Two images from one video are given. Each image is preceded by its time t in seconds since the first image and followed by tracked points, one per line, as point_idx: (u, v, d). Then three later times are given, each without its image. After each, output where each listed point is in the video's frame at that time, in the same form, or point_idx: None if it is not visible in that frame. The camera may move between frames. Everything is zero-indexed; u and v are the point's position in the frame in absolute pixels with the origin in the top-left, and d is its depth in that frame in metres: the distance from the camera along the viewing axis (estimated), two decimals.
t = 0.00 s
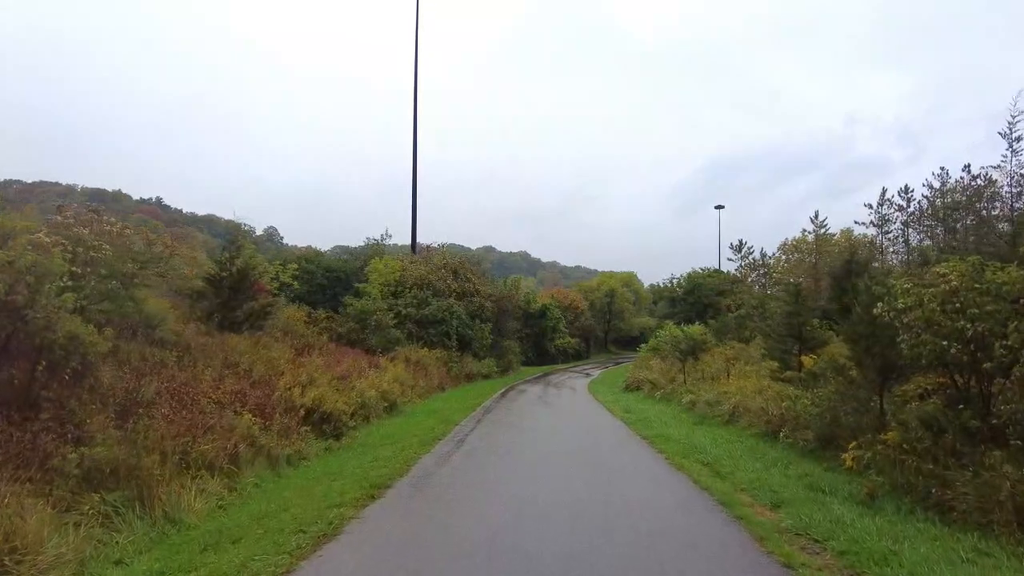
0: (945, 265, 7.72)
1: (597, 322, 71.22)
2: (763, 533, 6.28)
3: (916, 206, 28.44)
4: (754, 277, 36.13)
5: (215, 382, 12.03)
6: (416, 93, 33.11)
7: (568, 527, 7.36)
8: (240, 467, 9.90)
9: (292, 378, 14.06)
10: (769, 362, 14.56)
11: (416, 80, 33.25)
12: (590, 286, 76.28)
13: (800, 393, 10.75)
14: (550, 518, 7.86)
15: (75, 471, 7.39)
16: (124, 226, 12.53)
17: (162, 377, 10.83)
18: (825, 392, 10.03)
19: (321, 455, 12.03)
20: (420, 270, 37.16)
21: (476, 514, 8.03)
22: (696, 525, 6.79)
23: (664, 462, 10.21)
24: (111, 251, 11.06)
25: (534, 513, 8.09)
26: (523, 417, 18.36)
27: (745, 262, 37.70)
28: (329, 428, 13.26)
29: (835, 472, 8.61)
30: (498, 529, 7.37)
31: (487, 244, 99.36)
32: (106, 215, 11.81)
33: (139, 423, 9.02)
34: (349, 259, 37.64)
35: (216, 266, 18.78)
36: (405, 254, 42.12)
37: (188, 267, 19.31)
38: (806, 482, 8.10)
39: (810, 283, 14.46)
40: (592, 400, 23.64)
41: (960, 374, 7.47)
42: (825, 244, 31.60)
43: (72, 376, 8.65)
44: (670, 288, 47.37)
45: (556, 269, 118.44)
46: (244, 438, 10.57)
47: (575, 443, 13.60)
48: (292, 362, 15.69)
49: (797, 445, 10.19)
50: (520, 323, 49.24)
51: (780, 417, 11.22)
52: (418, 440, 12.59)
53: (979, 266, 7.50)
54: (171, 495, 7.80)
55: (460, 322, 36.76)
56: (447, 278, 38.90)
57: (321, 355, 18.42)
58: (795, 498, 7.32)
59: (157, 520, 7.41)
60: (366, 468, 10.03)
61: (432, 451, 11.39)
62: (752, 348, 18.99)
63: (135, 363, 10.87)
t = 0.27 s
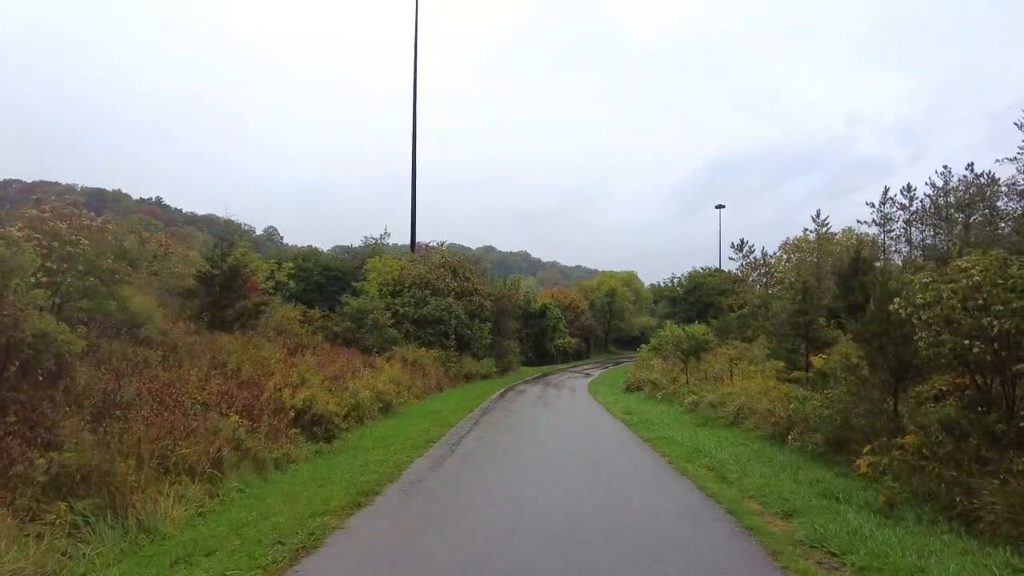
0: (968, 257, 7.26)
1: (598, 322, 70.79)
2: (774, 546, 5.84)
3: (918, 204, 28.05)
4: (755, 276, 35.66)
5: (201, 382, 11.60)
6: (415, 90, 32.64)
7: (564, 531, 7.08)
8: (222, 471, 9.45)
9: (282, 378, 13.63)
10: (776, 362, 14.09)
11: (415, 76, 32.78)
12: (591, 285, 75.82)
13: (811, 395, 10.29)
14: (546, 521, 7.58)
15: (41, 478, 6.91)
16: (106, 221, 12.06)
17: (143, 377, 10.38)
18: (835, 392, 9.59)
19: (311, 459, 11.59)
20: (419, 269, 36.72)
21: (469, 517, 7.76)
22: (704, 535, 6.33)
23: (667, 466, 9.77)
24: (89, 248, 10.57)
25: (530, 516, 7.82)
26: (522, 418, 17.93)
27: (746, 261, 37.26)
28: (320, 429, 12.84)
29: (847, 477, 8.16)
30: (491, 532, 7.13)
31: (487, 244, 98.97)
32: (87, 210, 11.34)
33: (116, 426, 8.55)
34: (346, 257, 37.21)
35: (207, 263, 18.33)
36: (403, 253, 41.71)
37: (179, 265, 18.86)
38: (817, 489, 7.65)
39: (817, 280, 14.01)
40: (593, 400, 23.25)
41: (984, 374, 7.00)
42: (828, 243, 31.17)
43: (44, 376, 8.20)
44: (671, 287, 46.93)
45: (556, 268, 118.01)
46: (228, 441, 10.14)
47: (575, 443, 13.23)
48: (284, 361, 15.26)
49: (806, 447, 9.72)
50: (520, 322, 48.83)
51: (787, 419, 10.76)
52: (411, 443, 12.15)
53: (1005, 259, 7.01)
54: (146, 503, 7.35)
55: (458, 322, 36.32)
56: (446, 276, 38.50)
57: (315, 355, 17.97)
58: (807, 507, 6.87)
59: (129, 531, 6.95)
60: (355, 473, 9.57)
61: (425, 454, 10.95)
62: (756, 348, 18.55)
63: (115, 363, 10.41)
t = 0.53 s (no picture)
0: (993, 252, 6.80)
1: (599, 321, 70.31)
2: (791, 563, 5.38)
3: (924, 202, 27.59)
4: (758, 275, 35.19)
5: (186, 384, 11.16)
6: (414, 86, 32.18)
7: (562, 541, 6.78)
8: (206, 478, 9.00)
9: (273, 380, 13.18)
10: (783, 363, 13.63)
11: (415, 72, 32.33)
12: (592, 285, 75.37)
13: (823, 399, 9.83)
14: (543, 530, 7.28)
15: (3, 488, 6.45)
16: (89, 217, 11.61)
17: (124, 379, 9.93)
18: (849, 396, 9.12)
19: (300, 464, 11.13)
20: (418, 269, 36.28)
21: (463, 525, 7.47)
22: (713, 551, 5.87)
23: (671, 473, 9.29)
24: (67, 243, 10.12)
25: (527, 526, 7.52)
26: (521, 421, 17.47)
27: (749, 261, 36.79)
28: (311, 433, 12.39)
29: (864, 486, 7.69)
30: (484, 541, 6.84)
31: (487, 243, 98.57)
32: (67, 205, 10.89)
33: (90, 432, 8.08)
34: (344, 257, 36.77)
35: (198, 262, 17.90)
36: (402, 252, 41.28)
37: (170, 263, 18.42)
38: (833, 499, 7.19)
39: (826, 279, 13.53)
40: (594, 401, 22.80)
41: (1012, 376, 6.55)
42: (833, 242, 30.72)
43: (13, 379, 7.74)
44: (673, 286, 46.46)
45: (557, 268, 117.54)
46: (212, 446, 9.68)
47: (576, 448, 12.80)
48: (275, 362, 14.81)
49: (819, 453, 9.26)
50: (520, 322, 48.38)
51: (798, 423, 10.30)
52: (405, 447, 11.68)
53: None
54: (119, 515, 6.88)
55: (458, 321, 35.86)
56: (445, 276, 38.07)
57: (309, 355, 17.51)
58: (824, 519, 6.41)
59: (99, 546, 6.49)
60: (345, 480, 9.12)
61: (419, 460, 10.50)
62: (762, 348, 18.09)
63: (94, 364, 9.95)
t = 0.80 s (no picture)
0: None
1: (603, 321, 69.87)
2: None
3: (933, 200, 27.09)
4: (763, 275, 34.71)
5: (175, 387, 10.76)
6: (416, 84, 31.79)
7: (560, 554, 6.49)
8: (191, 487, 8.58)
9: (266, 382, 12.76)
10: (794, 365, 13.17)
11: (417, 70, 31.94)
12: (596, 285, 74.93)
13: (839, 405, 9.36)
14: (544, 538, 7.04)
15: None
16: (72, 214, 11.21)
17: (106, 382, 9.53)
18: (868, 401, 8.62)
19: (292, 471, 10.69)
20: (419, 269, 35.88)
21: (460, 535, 7.14)
22: (725, 569, 5.45)
23: (679, 482, 8.84)
24: (46, 242, 9.72)
25: (526, 535, 7.22)
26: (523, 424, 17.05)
27: (754, 260, 36.30)
28: (305, 438, 11.97)
29: (886, 498, 7.21)
30: (480, 551, 6.58)
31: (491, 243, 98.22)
32: (47, 202, 10.49)
33: (66, 439, 7.65)
34: (344, 256, 36.39)
35: (192, 261, 17.52)
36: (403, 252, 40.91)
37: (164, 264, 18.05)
38: (853, 512, 6.73)
39: (838, 279, 13.04)
40: (598, 403, 22.36)
41: None
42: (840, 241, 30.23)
43: None
44: (678, 286, 45.99)
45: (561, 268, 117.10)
46: (198, 452, 9.27)
47: (579, 451, 12.39)
48: (269, 364, 14.41)
49: (836, 461, 8.79)
50: (524, 323, 47.96)
51: (812, 429, 9.84)
52: (402, 453, 11.25)
53: None
54: (93, 528, 6.46)
55: (460, 322, 35.45)
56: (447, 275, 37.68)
57: (306, 357, 17.10)
58: (846, 536, 5.95)
59: (70, 563, 6.06)
60: (336, 489, 8.70)
61: (415, 467, 10.09)
62: (770, 349, 17.62)
63: (76, 368, 9.54)
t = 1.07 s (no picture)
0: None
1: (606, 321, 69.35)
2: None
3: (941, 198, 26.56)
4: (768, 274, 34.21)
5: (159, 387, 10.30)
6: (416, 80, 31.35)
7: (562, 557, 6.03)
8: (172, 493, 8.11)
9: (256, 383, 12.29)
10: (806, 365, 12.65)
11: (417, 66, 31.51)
12: (599, 284, 74.41)
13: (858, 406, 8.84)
14: (544, 543, 6.53)
15: None
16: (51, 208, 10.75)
17: (85, 382, 9.06)
18: (890, 404, 8.10)
19: (282, 475, 10.21)
20: (420, 267, 35.43)
21: (455, 539, 6.74)
22: None
23: (688, 488, 8.35)
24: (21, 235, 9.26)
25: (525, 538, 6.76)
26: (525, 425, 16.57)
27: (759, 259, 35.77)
28: (296, 441, 11.50)
29: (913, 508, 6.70)
30: (477, 555, 6.13)
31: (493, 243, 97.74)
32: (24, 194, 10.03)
33: (35, 442, 7.18)
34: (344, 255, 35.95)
35: (184, 259, 17.06)
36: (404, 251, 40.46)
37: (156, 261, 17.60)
38: (879, 524, 6.23)
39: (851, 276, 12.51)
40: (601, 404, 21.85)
41: None
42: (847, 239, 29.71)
43: None
44: (682, 285, 45.47)
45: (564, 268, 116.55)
46: (180, 456, 8.81)
47: (582, 452, 11.95)
48: (261, 363, 13.93)
49: (855, 467, 8.27)
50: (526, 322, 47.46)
51: (827, 432, 9.32)
52: (396, 457, 10.77)
53: None
54: (58, 540, 6.00)
55: (461, 321, 34.97)
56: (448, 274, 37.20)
57: (300, 356, 16.63)
58: (873, 551, 5.45)
59: None
60: (325, 496, 8.21)
61: (409, 472, 9.59)
62: (779, 349, 17.10)
63: (52, 367, 9.07)
